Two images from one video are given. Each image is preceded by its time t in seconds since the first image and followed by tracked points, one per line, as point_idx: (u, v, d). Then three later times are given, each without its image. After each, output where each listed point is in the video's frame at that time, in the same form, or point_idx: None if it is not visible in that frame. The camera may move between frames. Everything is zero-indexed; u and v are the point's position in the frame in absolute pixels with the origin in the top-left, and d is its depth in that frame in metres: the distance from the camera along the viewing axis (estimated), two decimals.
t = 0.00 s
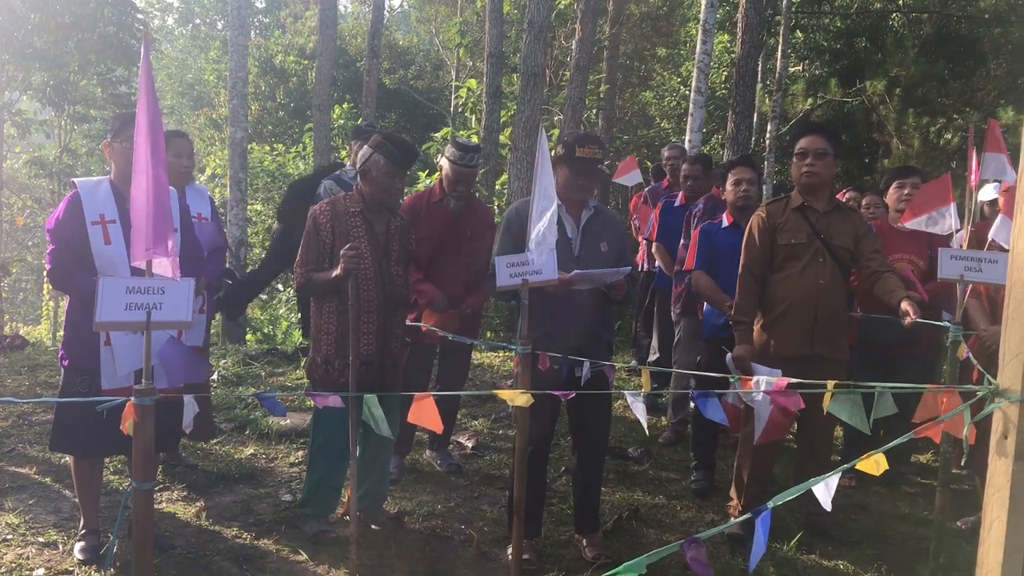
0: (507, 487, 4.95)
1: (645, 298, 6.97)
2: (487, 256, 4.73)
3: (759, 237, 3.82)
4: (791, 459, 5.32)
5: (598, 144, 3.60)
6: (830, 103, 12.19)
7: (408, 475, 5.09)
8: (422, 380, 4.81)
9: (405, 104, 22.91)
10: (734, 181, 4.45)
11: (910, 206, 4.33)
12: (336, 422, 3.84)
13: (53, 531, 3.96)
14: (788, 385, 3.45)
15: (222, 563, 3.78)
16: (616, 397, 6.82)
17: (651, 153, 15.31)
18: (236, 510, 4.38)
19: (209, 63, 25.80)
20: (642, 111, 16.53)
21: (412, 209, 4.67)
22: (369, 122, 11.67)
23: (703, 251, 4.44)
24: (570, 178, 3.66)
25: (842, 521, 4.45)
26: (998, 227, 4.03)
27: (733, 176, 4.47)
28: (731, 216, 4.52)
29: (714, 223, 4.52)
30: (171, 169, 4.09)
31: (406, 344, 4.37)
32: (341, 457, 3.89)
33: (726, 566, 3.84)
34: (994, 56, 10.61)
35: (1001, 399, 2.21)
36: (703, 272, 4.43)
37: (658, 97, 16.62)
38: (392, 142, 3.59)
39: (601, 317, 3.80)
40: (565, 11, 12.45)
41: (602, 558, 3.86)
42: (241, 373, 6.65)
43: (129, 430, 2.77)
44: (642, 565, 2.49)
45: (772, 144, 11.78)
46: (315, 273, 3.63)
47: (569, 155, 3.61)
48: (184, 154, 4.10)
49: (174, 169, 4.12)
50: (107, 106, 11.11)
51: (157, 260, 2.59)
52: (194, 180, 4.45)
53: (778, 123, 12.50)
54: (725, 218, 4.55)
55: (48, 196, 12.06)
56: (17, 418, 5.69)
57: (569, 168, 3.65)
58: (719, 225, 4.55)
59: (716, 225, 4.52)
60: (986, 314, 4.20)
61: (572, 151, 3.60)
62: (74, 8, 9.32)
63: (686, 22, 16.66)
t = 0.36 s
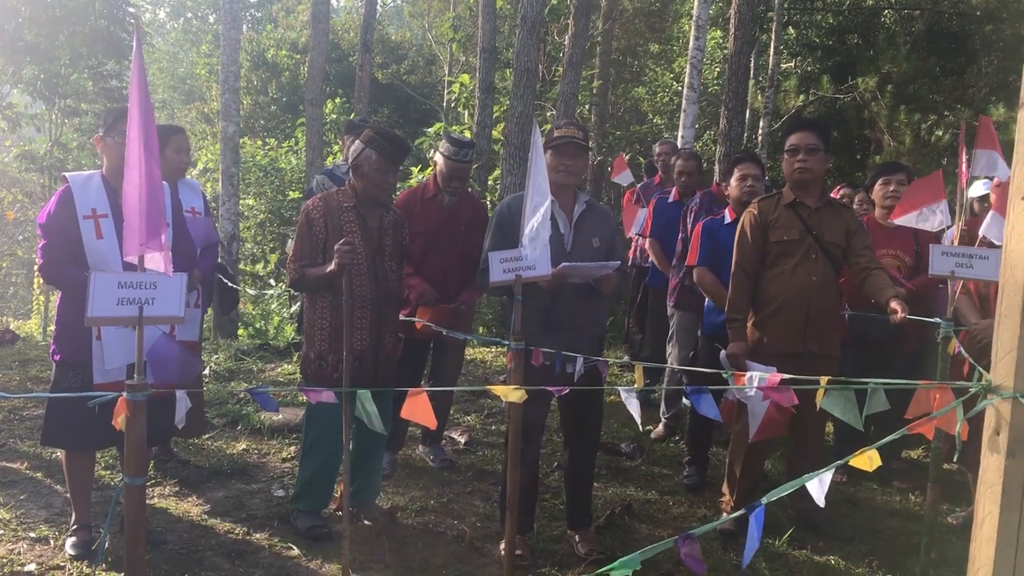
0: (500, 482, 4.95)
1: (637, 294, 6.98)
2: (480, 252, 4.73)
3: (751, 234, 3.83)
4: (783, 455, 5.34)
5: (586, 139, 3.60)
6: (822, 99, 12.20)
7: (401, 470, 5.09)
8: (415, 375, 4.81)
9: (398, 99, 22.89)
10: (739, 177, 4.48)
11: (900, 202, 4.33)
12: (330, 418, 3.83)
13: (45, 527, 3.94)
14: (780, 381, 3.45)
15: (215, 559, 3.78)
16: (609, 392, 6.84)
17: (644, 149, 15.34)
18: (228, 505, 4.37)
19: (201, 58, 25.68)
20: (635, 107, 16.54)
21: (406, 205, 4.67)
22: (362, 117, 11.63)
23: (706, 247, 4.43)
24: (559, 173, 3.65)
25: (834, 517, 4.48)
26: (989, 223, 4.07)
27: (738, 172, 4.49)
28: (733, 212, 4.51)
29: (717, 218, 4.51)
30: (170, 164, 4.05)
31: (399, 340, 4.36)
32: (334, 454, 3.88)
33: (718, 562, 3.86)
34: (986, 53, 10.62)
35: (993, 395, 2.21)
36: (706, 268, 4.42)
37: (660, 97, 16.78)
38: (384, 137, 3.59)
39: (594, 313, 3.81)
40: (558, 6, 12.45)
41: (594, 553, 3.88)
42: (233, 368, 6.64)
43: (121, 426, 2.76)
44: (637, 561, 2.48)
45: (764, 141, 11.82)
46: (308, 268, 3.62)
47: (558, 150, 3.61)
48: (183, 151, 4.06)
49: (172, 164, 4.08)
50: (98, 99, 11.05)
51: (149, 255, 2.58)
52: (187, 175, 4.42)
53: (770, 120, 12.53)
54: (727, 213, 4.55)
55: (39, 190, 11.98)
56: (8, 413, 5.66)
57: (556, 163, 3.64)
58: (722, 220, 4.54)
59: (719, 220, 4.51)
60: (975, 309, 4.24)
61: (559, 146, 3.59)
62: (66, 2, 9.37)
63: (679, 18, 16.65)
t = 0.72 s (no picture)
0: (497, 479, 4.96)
1: (633, 290, 6.99)
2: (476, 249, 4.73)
3: (744, 230, 3.84)
4: (779, 451, 5.36)
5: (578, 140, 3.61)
6: (818, 94, 12.15)
7: (398, 468, 5.09)
8: (411, 372, 4.81)
9: (393, 96, 22.86)
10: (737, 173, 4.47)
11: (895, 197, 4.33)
12: (326, 416, 3.82)
13: (42, 526, 3.94)
14: (775, 377, 3.45)
15: (212, 558, 3.77)
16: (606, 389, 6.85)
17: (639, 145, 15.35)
18: (225, 504, 4.37)
19: (196, 55, 25.62)
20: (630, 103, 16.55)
21: (401, 203, 4.67)
22: (358, 114, 11.60)
23: (701, 243, 4.44)
24: (551, 171, 3.64)
25: (830, 512, 4.49)
26: (983, 218, 4.07)
27: (735, 168, 4.50)
28: (728, 209, 4.51)
29: (712, 215, 4.52)
30: (163, 160, 4.00)
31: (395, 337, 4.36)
32: (330, 451, 3.88)
33: (714, 558, 3.87)
34: (981, 48, 10.43)
35: (987, 391, 2.21)
36: (701, 263, 4.43)
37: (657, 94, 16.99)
38: (377, 134, 3.56)
39: (589, 310, 3.81)
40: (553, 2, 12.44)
41: (591, 550, 3.88)
42: (229, 366, 6.64)
43: (115, 425, 2.76)
44: (632, 558, 2.48)
45: (760, 136, 11.82)
46: (302, 267, 3.62)
47: (550, 149, 3.61)
48: (177, 147, 4.02)
49: (167, 161, 4.03)
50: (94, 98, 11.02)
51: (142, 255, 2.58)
52: (184, 174, 4.40)
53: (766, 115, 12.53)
54: (724, 210, 4.56)
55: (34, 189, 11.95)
56: (4, 413, 5.65)
57: (548, 162, 3.64)
58: (716, 216, 4.54)
59: (713, 217, 4.52)
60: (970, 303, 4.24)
61: (551, 145, 3.59)
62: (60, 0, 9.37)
63: (674, 13, 16.62)
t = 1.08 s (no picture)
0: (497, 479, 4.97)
1: (632, 289, 7.00)
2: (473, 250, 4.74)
3: (742, 228, 3.84)
4: (778, 448, 5.37)
5: (574, 142, 3.62)
6: (816, 91, 12.07)
7: (398, 468, 5.11)
8: (410, 373, 4.82)
9: (392, 96, 22.87)
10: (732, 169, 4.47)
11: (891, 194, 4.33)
12: (324, 418, 3.83)
13: (43, 530, 3.95)
14: (771, 375, 3.46)
15: (213, 560, 3.79)
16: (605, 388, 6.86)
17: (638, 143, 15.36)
18: (226, 506, 4.38)
19: (194, 57, 25.65)
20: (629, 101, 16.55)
21: (398, 204, 4.69)
22: (356, 115, 11.61)
23: (696, 241, 4.45)
24: (547, 172, 3.65)
25: (829, 508, 4.50)
26: (978, 214, 4.09)
27: (729, 166, 4.50)
28: (724, 207, 4.52)
29: (708, 213, 4.52)
30: (159, 165, 4.02)
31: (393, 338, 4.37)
32: (329, 453, 3.89)
33: (714, 555, 3.88)
34: (978, 43, 10.47)
35: (980, 387, 2.21)
36: (696, 262, 4.45)
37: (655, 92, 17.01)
38: (374, 136, 3.58)
39: (585, 309, 3.83)
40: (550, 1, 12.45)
41: (591, 549, 3.89)
42: (230, 368, 6.65)
43: (113, 429, 2.77)
44: (626, 558, 2.47)
45: (758, 133, 11.82)
46: (299, 269, 3.63)
47: (545, 150, 3.61)
48: (173, 151, 4.03)
49: (163, 167, 4.05)
50: (93, 102, 11.04)
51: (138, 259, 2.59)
52: (183, 178, 4.41)
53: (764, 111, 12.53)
54: (718, 208, 4.56)
55: (34, 193, 11.97)
56: (5, 417, 5.67)
57: (544, 163, 3.64)
58: (712, 215, 4.55)
59: (709, 214, 4.52)
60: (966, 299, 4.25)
61: (546, 147, 3.60)
62: (58, 4, 9.43)
63: (672, 11, 16.63)
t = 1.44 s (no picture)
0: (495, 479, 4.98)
1: (628, 287, 7.00)
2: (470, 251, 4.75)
3: (738, 225, 3.85)
4: (776, 445, 5.38)
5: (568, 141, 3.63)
6: (811, 88, 12.07)
7: (396, 469, 5.11)
8: (407, 373, 4.83)
9: (387, 97, 22.84)
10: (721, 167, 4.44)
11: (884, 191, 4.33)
12: (320, 420, 3.83)
13: (41, 534, 3.95)
14: (766, 373, 3.47)
15: (211, 563, 3.79)
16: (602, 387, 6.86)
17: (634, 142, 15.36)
18: (224, 509, 4.38)
19: (190, 59, 25.61)
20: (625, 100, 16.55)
21: (393, 205, 4.69)
22: (351, 116, 11.59)
23: (690, 239, 4.45)
24: (542, 173, 3.65)
25: (826, 505, 4.51)
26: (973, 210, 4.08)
27: (718, 163, 4.49)
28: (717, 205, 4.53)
29: (701, 211, 4.53)
30: (150, 169, 4.02)
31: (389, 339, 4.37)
32: (325, 455, 3.88)
33: (711, 553, 3.89)
34: (973, 38, 10.47)
35: (973, 383, 2.22)
36: (689, 260, 4.45)
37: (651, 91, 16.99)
38: (369, 137, 3.59)
39: (580, 309, 3.84)
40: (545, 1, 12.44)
41: (589, 548, 3.90)
42: (227, 371, 6.65)
43: (110, 434, 2.76)
44: (621, 557, 2.48)
45: (754, 131, 11.82)
46: (294, 271, 3.64)
47: (537, 149, 3.62)
48: (164, 154, 4.04)
49: (154, 170, 4.05)
50: (88, 105, 11.02)
51: (133, 263, 2.59)
52: (178, 181, 4.40)
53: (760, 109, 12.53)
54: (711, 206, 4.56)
55: (30, 197, 11.95)
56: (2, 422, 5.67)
57: (538, 163, 3.65)
58: (706, 213, 4.55)
59: (703, 213, 4.53)
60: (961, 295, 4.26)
61: (539, 145, 3.60)
62: (51, 8, 9.38)
63: (667, 9, 16.62)
